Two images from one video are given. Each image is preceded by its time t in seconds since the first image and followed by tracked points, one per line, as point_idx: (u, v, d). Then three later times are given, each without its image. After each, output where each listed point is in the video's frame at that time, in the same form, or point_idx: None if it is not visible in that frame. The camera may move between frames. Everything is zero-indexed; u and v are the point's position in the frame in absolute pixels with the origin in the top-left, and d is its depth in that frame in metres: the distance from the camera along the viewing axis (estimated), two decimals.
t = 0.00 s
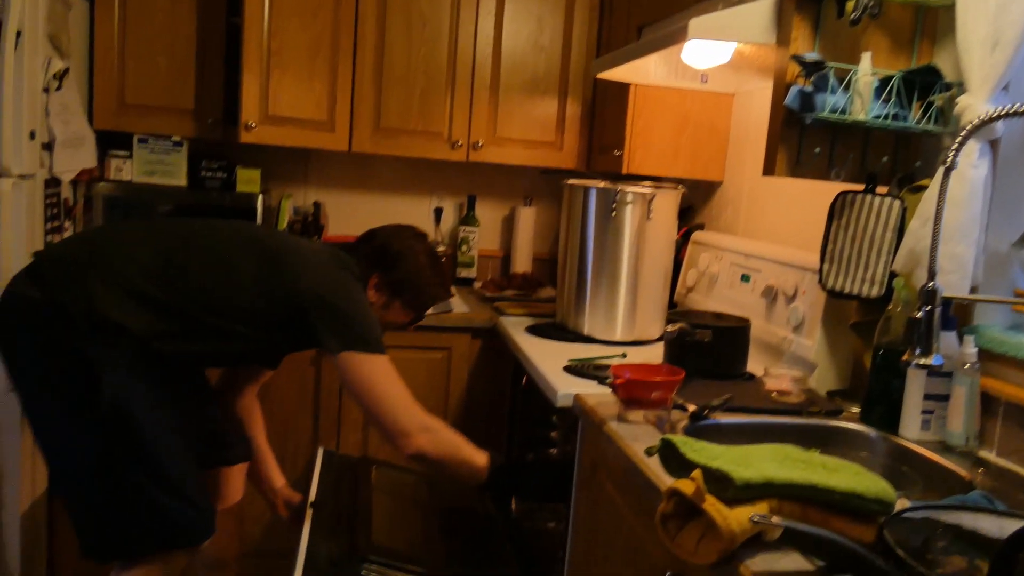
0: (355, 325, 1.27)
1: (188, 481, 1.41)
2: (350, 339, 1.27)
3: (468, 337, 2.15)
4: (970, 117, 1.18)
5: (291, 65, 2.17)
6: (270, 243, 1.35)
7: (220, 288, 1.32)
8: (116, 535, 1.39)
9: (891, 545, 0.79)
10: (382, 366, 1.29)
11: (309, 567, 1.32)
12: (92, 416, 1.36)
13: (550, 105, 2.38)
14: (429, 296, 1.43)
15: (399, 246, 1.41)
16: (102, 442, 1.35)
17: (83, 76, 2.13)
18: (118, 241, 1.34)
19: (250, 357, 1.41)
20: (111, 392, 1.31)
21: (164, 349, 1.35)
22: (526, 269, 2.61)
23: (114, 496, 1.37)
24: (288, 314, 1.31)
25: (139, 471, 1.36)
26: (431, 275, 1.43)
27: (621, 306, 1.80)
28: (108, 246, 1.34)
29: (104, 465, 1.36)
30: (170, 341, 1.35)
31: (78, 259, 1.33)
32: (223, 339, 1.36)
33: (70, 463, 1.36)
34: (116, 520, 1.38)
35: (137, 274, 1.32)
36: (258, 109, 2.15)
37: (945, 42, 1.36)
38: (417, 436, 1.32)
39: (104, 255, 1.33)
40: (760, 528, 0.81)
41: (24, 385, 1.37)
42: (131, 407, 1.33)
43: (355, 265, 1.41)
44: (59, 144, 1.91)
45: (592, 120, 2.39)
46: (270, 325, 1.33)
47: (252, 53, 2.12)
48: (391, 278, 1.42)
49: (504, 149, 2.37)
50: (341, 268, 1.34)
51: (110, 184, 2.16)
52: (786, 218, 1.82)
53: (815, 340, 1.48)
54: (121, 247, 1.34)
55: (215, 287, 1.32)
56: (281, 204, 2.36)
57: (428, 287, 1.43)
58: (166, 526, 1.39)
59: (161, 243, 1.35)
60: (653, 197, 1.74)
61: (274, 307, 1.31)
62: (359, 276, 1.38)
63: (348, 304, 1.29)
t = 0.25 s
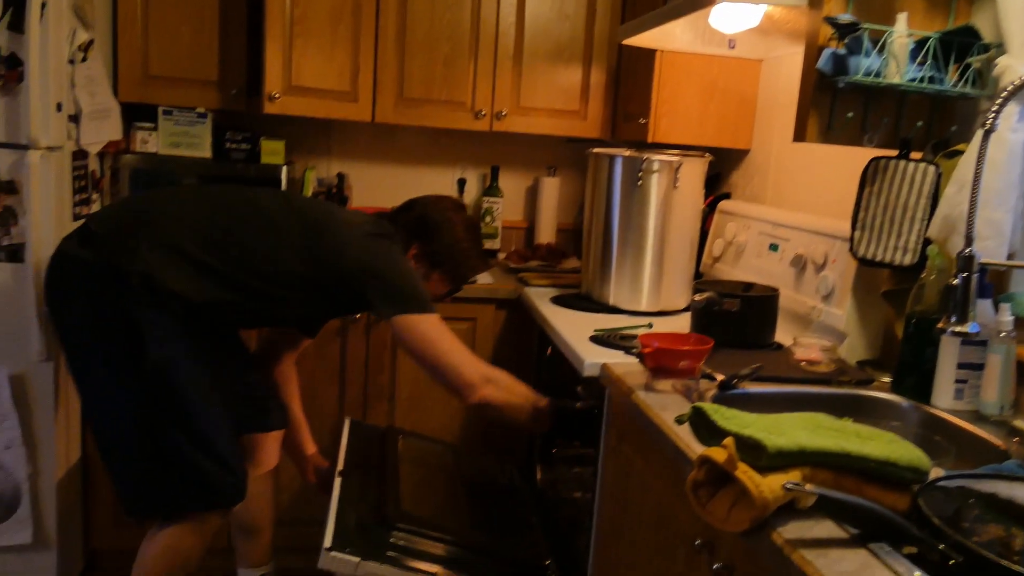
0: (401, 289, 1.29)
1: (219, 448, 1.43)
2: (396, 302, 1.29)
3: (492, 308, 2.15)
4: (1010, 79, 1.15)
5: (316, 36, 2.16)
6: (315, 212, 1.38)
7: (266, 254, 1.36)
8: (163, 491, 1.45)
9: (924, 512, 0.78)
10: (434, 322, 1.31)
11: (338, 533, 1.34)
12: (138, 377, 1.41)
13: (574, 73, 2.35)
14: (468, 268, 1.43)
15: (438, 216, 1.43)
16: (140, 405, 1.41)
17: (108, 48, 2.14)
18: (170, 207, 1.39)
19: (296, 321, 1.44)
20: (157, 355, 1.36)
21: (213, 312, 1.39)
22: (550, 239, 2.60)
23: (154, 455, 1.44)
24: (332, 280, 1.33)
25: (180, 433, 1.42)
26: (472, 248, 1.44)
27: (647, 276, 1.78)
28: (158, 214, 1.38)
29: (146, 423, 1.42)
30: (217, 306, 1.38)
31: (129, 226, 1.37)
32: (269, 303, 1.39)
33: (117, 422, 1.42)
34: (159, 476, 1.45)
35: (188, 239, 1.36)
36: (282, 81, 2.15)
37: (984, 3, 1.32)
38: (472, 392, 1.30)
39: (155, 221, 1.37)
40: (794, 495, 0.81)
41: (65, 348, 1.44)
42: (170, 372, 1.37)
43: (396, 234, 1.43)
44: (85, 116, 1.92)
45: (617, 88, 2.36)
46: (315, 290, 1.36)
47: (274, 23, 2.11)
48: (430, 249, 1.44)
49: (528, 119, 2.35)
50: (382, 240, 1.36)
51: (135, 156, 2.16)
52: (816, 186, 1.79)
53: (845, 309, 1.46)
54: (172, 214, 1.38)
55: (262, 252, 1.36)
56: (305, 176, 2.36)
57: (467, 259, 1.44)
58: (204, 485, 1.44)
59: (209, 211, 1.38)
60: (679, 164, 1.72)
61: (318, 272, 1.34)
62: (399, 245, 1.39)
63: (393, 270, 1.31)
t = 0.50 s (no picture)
0: (434, 284, 1.34)
1: (240, 439, 1.44)
2: (430, 295, 1.34)
3: (511, 300, 2.15)
4: None
5: (334, 28, 2.16)
6: (343, 205, 1.39)
7: (295, 245, 1.37)
8: (185, 487, 1.45)
9: (948, 505, 0.78)
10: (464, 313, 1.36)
11: (358, 524, 1.34)
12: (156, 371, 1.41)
13: (593, 64, 2.34)
14: (493, 264, 1.45)
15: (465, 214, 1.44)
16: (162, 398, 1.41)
17: (129, 41, 2.15)
18: (199, 196, 1.39)
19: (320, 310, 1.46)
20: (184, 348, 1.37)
21: (241, 302, 1.41)
22: (568, 232, 2.60)
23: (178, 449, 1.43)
24: (362, 272, 1.36)
25: (203, 425, 1.42)
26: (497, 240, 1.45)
27: (666, 268, 1.78)
28: (187, 205, 1.39)
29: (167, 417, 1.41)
30: (245, 296, 1.40)
31: (162, 214, 1.38)
32: (296, 294, 1.41)
33: (148, 414, 1.42)
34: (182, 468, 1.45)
35: (217, 229, 1.37)
36: (301, 74, 2.16)
37: None
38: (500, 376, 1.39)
39: (184, 213, 1.38)
40: (816, 489, 0.80)
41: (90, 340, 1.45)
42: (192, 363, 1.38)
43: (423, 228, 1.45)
44: (107, 109, 1.93)
45: (636, 78, 2.35)
46: (344, 281, 1.38)
47: (293, 16, 2.12)
48: (456, 245, 1.45)
49: (547, 110, 2.34)
50: (412, 235, 1.38)
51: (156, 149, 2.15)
52: (838, 177, 1.77)
53: (867, 301, 1.45)
54: (201, 203, 1.38)
55: (291, 244, 1.37)
56: (324, 168, 2.36)
57: (492, 254, 1.45)
58: (227, 478, 1.45)
59: (238, 200, 1.39)
60: (699, 155, 1.71)
61: (348, 264, 1.36)
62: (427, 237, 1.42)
63: (426, 265, 1.35)
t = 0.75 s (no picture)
0: (441, 284, 1.32)
1: (254, 436, 1.45)
2: (436, 296, 1.32)
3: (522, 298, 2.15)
4: None
5: (346, 26, 2.17)
6: (354, 207, 1.39)
7: (308, 246, 1.38)
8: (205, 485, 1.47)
9: (965, 501, 0.78)
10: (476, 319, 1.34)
11: (371, 522, 1.35)
12: (174, 373, 1.43)
13: (604, 60, 2.33)
14: (501, 265, 1.46)
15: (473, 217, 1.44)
16: (179, 397, 1.43)
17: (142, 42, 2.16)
18: (213, 197, 1.40)
19: (333, 312, 1.47)
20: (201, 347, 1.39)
21: (255, 304, 1.42)
22: (580, 228, 2.60)
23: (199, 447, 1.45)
24: (373, 273, 1.36)
25: (219, 424, 1.43)
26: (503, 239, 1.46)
27: (679, 264, 1.77)
28: (200, 208, 1.39)
29: (187, 416, 1.44)
30: (259, 298, 1.41)
31: (175, 217, 1.39)
32: (310, 294, 1.41)
33: (167, 416, 1.44)
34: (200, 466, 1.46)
35: (232, 231, 1.38)
36: (312, 73, 2.17)
37: None
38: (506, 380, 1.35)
39: (198, 214, 1.39)
40: (832, 485, 0.79)
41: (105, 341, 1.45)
42: (206, 361, 1.39)
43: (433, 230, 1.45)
44: (120, 109, 1.95)
45: (647, 75, 2.34)
46: (356, 283, 1.39)
47: (304, 15, 2.12)
48: (466, 247, 1.45)
49: (558, 107, 2.34)
50: (422, 236, 1.37)
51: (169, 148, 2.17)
52: (852, 172, 1.76)
53: (881, 296, 1.44)
54: (215, 204, 1.39)
55: (304, 245, 1.38)
56: (335, 167, 2.36)
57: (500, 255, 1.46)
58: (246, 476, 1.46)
59: (251, 202, 1.40)
60: (711, 151, 1.70)
61: (359, 266, 1.36)
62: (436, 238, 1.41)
63: (434, 267, 1.33)
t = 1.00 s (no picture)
0: (437, 285, 1.33)
1: (256, 436, 1.45)
2: (432, 296, 1.32)
3: (524, 297, 2.15)
4: None
5: (347, 25, 2.17)
6: (349, 210, 1.39)
7: (304, 250, 1.38)
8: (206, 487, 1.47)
9: (968, 498, 0.78)
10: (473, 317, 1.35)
11: (374, 521, 1.35)
12: (165, 379, 1.44)
13: (605, 58, 2.33)
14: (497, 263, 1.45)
15: (465, 215, 1.44)
16: (177, 400, 1.44)
17: (144, 43, 2.17)
18: (208, 202, 1.40)
19: (332, 314, 1.47)
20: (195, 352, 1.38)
21: (253, 308, 1.43)
22: (582, 227, 2.60)
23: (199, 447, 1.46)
24: (369, 275, 1.36)
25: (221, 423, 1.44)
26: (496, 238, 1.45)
27: (681, 262, 1.77)
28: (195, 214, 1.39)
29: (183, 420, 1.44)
30: (256, 302, 1.41)
31: (170, 224, 1.40)
32: (306, 296, 1.42)
33: (161, 418, 1.45)
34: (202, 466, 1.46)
35: (227, 236, 1.38)
36: (313, 73, 2.17)
37: None
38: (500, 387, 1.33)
39: (193, 220, 1.39)
40: (834, 483, 0.80)
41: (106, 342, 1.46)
42: (206, 363, 1.39)
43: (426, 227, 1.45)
44: (122, 110, 1.95)
45: (649, 73, 2.34)
46: (353, 285, 1.39)
47: (305, 15, 2.12)
48: (463, 243, 1.45)
49: (558, 106, 2.34)
50: (416, 236, 1.37)
51: (170, 149, 2.17)
52: (854, 170, 1.76)
53: (883, 294, 1.44)
54: (210, 209, 1.39)
55: (300, 249, 1.38)
56: (337, 167, 2.35)
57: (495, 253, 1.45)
58: (246, 478, 1.46)
59: (246, 207, 1.39)
60: (713, 149, 1.70)
61: (356, 269, 1.37)
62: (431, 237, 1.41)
63: (427, 265, 1.33)
